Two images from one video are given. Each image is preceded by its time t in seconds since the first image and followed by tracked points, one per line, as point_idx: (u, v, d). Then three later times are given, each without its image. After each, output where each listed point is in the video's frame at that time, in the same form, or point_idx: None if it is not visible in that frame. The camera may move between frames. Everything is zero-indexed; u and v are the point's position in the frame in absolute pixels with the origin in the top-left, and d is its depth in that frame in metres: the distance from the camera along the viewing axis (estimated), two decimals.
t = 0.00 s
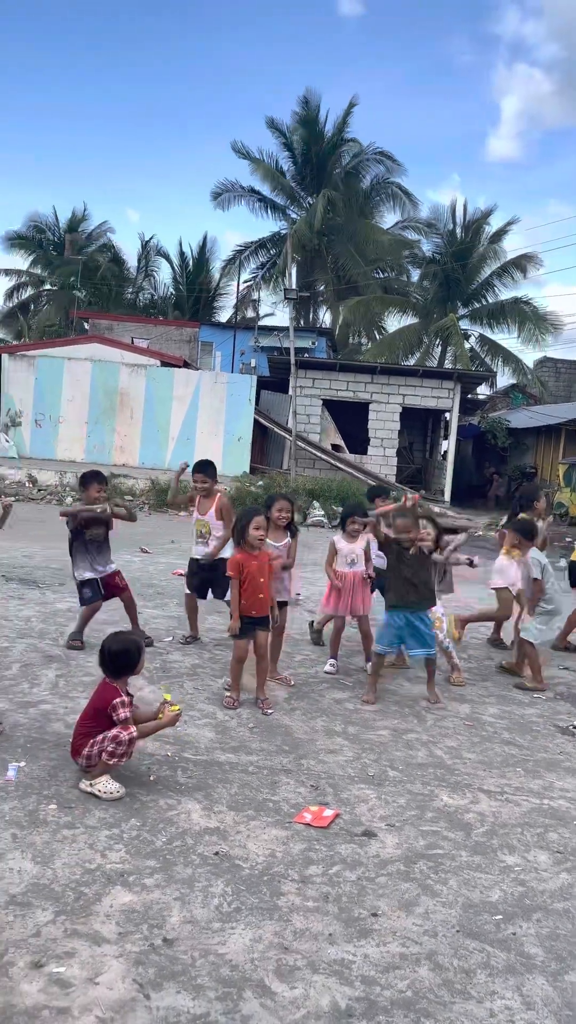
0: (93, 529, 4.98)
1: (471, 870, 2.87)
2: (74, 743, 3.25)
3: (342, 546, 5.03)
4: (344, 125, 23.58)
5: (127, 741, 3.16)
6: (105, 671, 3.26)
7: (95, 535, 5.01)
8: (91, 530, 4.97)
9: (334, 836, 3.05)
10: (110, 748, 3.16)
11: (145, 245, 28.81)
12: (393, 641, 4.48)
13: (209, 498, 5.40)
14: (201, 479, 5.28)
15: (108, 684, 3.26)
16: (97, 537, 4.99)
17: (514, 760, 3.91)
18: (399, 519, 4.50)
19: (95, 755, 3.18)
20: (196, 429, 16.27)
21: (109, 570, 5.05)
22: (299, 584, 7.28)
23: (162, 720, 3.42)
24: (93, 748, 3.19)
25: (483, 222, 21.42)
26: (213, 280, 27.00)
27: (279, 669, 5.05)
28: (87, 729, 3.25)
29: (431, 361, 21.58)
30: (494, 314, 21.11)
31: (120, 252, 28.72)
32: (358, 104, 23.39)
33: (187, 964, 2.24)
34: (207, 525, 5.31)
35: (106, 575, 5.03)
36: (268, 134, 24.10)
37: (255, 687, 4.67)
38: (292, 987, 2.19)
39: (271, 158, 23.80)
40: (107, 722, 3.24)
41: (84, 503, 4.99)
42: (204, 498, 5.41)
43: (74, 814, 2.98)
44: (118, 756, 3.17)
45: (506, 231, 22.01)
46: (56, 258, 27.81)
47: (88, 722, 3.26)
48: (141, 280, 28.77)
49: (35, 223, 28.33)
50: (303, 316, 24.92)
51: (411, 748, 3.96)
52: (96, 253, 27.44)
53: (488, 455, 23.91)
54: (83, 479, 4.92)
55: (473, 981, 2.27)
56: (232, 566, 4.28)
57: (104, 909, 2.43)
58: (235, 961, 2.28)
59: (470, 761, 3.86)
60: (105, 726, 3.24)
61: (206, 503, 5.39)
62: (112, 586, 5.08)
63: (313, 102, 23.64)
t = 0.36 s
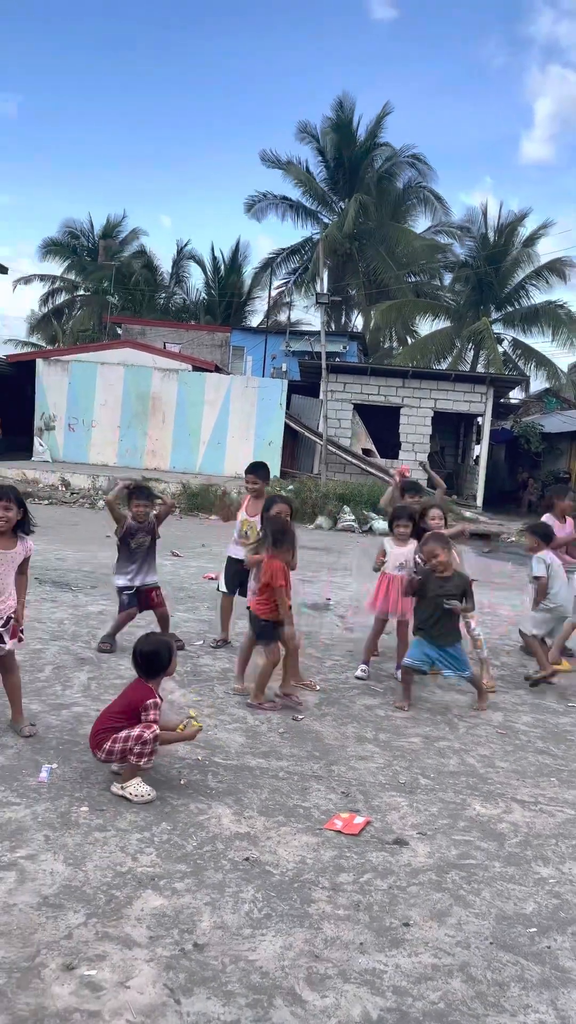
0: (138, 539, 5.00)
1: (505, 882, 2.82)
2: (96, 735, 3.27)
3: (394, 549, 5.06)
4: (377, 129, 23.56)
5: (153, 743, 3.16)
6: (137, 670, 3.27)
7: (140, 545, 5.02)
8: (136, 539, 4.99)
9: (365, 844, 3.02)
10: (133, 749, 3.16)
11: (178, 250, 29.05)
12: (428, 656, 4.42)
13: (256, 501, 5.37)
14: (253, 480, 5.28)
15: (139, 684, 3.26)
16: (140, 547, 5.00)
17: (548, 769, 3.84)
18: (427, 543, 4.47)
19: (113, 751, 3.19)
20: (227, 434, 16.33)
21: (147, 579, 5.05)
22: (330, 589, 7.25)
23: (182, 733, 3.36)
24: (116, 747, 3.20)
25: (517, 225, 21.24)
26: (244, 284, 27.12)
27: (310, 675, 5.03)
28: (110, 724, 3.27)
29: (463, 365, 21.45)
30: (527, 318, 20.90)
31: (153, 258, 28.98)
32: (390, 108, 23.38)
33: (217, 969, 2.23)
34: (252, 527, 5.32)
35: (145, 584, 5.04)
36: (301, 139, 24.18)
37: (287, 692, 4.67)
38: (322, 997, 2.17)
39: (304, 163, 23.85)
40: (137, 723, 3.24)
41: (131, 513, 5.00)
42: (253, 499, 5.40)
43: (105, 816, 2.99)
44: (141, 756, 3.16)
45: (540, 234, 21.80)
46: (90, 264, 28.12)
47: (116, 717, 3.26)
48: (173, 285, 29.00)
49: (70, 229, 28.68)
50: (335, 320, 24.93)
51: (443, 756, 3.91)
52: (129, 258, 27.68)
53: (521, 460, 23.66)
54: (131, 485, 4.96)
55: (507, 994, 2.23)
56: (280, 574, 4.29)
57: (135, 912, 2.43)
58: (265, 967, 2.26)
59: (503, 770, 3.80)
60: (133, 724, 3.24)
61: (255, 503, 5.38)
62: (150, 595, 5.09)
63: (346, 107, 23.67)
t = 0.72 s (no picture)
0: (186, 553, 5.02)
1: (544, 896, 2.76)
2: (139, 751, 3.25)
3: (430, 560, 5.01)
4: (415, 134, 23.49)
5: (192, 749, 3.14)
6: (166, 678, 3.25)
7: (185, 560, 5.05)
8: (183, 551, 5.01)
9: (402, 854, 2.98)
10: (175, 760, 3.15)
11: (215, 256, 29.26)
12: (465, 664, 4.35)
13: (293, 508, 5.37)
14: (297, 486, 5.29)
15: (169, 691, 3.24)
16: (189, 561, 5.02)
17: None
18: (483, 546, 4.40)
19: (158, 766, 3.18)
20: (262, 438, 16.36)
21: (189, 590, 5.09)
22: (365, 595, 7.21)
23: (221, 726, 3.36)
24: (159, 761, 3.19)
25: (557, 229, 20.97)
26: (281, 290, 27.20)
27: (346, 682, 4.99)
28: (148, 736, 3.25)
29: (501, 370, 21.24)
30: (567, 323, 20.62)
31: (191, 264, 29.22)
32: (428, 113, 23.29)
33: (252, 978, 2.22)
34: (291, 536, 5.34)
35: (188, 595, 5.09)
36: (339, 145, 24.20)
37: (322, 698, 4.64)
38: (358, 1008, 2.14)
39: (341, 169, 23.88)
40: (170, 731, 3.22)
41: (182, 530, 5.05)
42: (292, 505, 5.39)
43: (141, 820, 3.00)
44: (182, 765, 3.16)
45: None
46: (129, 271, 28.43)
47: (150, 732, 3.24)
48: (210, 291, 29.21)
49: (109, 236, 29.04)
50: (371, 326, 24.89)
51: (481, 766, 3.85)
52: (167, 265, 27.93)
53: (560, 467, 23.32)
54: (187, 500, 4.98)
55: (546, 1010, 2.18)
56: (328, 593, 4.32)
57: (170, 918, 2.42)
58: (300, 977, 2.24)
59: (542, 781, 3.73)
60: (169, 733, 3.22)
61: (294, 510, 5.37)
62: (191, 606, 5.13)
63: (384, 113, 23.65)
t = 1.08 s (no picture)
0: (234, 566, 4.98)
1: None
2: (173, 755, 3.26)
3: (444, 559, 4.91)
4: (452, 137, 23.35)
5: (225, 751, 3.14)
6: (198, 681, 3.25)
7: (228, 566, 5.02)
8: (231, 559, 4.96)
9: (437, 863, 2.94)
10: (211, 766, 3.16)
11: (250, 261, 29.36)
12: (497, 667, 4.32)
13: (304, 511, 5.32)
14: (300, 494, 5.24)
15: (200, 694, 3.24)
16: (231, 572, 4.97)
17: None
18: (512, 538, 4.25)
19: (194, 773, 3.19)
20: (297, 442, 16.36)
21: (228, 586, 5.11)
22: (399, 600, 7.16)
23: (256, 727, 3.36)
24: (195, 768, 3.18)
25: None
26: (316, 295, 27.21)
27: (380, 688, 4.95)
28: (181, 743, 3.25)
29: (539, 374, 21.01)
30: None
31: (227, 269, 29.37)
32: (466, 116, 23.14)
33: (285, 986, 2.19)
34: (306, 539, 5.31)
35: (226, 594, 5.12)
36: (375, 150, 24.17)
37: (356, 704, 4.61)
38: (393, 1020, 2.11)
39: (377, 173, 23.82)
40: (203, 734, 3.22)
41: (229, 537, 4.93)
42: (300, 510, 5.33)
43: (174, 823, 3.00)
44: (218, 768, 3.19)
45: None
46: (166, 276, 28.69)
47: (183, 733, 3.25)
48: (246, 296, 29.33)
49: (147, 242, 29.31)
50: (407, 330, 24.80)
51: (517, 775, 3.79)
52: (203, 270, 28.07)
53: None
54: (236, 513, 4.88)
55: None
56: (391, 565, 4.49)
57: (203, 923, 2.41)
58: (334, 987, 2.21)
59: None
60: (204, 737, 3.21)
61: (302, 517, 5.32)
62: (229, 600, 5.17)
63: (421, 117, 23.56)
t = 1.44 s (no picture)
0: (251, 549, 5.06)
1: None
2: (191, 743, 3.27)
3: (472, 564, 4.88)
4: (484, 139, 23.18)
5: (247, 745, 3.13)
6: (229, 678, 3.25)
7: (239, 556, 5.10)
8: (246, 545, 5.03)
9: (466, 871, 2.90)
10: (232, 761, 3.17)
11: (279, 263, 29.39)
12: (523, 661, 4.28)
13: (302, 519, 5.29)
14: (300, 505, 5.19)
15: (231, 691, 3.24)
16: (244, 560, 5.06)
17: None
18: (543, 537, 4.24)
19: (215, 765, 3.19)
20: (326, 445, 16.34)
21: (239, 585, 5.15)
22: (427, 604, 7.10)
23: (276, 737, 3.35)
24: (218, 762, 3.19)
25: None
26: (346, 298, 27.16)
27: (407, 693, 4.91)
28: (205, 735, 3.25)
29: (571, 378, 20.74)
30: None
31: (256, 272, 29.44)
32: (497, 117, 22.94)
33: (312, 992, 2.18)
34: (306, 548, 5.30)
35: (239, 591, 5.15)
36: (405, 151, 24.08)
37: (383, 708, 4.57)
38: None
39: (408, 176, 23.72)
40: (229, 730, 3.22)
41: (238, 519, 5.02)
42: (297, 520, 5.30)
43: (201, 826, 2.99)
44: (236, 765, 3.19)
45: None
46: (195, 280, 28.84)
47: (208, 725, 3.25)
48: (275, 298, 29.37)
49: (177, 245, 29.45)
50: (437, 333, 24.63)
51: (548, 783, 3.73)
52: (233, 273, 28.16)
53: None
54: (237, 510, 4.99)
55: None
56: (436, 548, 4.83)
57: (230, 927, 2.41)
58: (361, 994, 2.19)
59: None
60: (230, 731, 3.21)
61: (300, 526, 5.29)
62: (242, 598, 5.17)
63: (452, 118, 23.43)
